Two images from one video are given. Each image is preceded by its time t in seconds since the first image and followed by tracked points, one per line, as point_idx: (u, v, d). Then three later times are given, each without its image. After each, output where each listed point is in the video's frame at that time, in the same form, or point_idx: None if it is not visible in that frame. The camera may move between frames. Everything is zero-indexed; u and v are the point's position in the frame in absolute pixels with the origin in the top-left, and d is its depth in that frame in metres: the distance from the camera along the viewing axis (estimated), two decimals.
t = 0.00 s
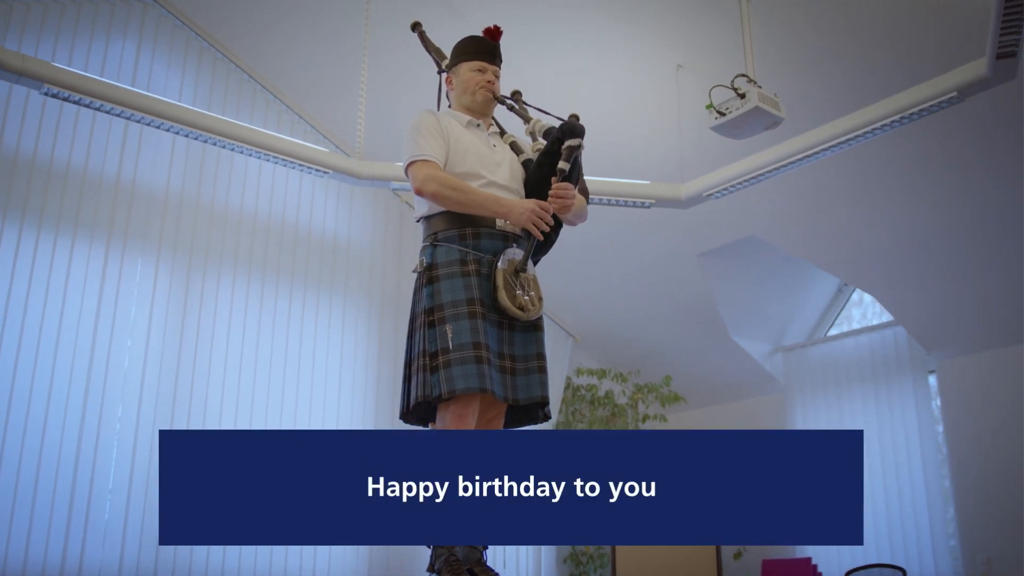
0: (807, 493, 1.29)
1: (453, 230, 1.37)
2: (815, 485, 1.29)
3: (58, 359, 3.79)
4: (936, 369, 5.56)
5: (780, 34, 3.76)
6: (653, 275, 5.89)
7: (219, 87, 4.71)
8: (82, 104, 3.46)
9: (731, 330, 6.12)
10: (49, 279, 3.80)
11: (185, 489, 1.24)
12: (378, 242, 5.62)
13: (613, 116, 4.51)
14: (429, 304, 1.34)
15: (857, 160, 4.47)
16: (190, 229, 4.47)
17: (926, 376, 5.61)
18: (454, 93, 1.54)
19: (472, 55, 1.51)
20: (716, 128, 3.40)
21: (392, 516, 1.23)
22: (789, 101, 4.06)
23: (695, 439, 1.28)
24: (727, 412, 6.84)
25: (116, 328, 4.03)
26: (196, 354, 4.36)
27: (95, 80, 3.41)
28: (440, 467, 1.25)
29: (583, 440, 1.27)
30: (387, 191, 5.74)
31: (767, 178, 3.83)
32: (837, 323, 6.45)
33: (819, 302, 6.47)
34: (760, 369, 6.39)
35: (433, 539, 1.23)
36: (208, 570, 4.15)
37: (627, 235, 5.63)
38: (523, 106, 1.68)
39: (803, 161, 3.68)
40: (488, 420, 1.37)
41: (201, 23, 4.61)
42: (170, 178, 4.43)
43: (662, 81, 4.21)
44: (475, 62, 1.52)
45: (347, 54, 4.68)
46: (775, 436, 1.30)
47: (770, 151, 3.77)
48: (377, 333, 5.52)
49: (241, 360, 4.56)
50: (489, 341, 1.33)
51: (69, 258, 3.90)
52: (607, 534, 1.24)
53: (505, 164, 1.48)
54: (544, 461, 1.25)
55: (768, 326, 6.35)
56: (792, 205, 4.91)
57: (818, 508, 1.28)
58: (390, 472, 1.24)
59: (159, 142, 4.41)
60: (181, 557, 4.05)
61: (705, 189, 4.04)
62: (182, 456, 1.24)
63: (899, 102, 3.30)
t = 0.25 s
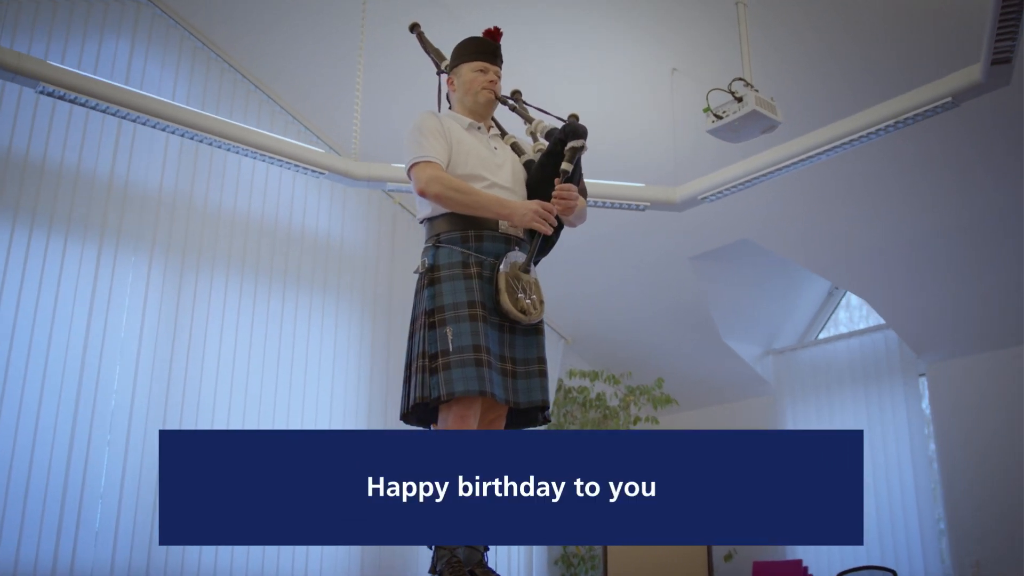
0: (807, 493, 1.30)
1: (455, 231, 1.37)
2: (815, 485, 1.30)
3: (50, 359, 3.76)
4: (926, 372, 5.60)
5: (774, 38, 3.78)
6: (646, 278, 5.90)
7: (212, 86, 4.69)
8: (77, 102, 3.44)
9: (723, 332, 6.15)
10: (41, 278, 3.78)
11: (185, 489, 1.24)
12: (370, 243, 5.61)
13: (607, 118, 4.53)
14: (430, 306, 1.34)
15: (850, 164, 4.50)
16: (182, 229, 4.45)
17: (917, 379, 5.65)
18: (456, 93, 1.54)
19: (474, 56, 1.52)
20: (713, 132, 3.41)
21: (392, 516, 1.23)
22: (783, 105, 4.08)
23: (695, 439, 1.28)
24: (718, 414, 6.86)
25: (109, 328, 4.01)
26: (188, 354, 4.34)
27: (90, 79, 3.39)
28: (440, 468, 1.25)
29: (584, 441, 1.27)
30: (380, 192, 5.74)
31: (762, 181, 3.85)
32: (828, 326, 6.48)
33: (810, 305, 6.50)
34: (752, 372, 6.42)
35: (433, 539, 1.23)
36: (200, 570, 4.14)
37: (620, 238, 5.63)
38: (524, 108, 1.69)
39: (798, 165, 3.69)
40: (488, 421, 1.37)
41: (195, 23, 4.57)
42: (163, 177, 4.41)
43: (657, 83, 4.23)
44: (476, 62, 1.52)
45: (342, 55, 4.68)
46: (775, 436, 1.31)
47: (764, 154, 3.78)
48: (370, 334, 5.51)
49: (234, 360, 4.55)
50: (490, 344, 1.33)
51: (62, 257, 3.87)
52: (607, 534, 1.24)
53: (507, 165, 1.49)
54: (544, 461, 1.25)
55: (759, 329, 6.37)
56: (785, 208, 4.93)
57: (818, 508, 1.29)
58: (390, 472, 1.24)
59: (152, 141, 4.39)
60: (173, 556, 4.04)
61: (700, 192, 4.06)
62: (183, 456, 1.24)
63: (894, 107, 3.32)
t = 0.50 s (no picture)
0: (808, 492, 1.29)
1: (455, 233, 1.36)
2: (815, 484, 1.29)
3: (39, 361, 3.71)
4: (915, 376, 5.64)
5: (766, 42, 3.80)
6: (636, 280, 5.90)
7: (202, 87, 4.65)
8: (68, 101, 3.40)
9: (713, 335, 6.16)
10: (31, 279, 3.73)
11: (184, 489, 1.22)
12: (361, 244, 5.59)
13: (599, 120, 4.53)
14: (429, 308, 1.33)
15: (841, 168, 4.51)
16: (172, 230, 4.41)
17: (906, 383, 5.69)
18: (454, 93, 1.53)
19: (472, 56, 1.51)
20: (709, 134, 3.41)
21: (392, 516, 1.22)
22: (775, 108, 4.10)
23: (695, 439, 1.27)
24: (707, 416, 6.88)
25: (98, 330, 3.96)
26: (178, 355, 4.31)
27: (81, 78, 3.35)
28: (440, 468, 1.24)
29: (584, 441, 1.26)
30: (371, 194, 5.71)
31: (755, 183, 3.85)
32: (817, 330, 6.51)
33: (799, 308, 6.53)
34: (741, 374, 6.43)
35: (432, 540, 1.21)
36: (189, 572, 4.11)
37: (612, 240, 5.63)
38: (521, 109, 1.68)
39: (791, 168, 3.70)
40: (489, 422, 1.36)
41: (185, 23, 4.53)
42: (153, 178, 4.37)
43: (649, 85, 4.24)
44: (475, 62, 1.51)
45: (334, 55, 4.66)
46: (776, 435, 1.30)
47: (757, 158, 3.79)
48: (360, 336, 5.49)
49: (224, 361, 4.52)
50: (489, 346, 1.32)
51: (51, 258, 3.82)
52: (607, 535, 1.23)
53: (506, 166, 1.48)
54: (544, 461, 1.24)
55: (749, 331, 6.39)
56: (776, 211, 4.94)
57: (818, 508, 1.28)
58: (390, 471, 1.23)
59: (142, 141, 4.34)
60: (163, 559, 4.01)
61: (692, 195, 4.06)
62: (182, 455, 1.23)
63: (888, 110, 3.33)
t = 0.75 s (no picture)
0: (807, 493, 1.29)
1: (456, 233, 1.35)
2: (815, 485, 1.29)
3: (29, 361, 3.68)
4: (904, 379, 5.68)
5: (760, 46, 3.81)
6: (628, 283, 5.91)
7: (193, 86, 4.63)
8: (61, 99, 3.37)
9: (703, 338, 6.18)
10: (22, 279, 3.70)
11: (184, 489, 1.22)
12: (352, 245, 5.58)
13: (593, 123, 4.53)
14: (428, 308, 1.33)
15: (833, 172, 4.53)
16: (164, 230, 4.38)
17: (895, 386, 5.73)
18: (453, 94, 1.53)
19: (471, 55, 1.51)
20: (704, 137, 3.41)
21: (391, 516, 1.21)
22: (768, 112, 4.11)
23: (695, 440, 1.27)
24: (697, 419, 6.89)
25: (89, 329, 3.93)
26: (169, 356, 4.28)
27: (74, 76, 3.33)
28: (440, 468, 1.24)
29: (584, 441, 1.26)
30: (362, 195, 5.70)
31: (748, 186, 3.86)
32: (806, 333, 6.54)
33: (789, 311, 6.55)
34: (731, 377, 6.45)
35: (432, 540, 1.21)
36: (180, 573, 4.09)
37: (604, 243, 5.63)
38: (519, 109, 1.67)
39: (784, 171, 3.71)
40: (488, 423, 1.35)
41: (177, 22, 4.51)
42: (144, 177, 4.34)
43: (643, 88, 4.25)
44: (474, 62, 1.51)
45: (327, 56, 4.65)
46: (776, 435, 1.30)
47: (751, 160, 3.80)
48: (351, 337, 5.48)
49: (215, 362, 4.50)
50: (488, 348, 1.32)
51: (42, 257, 3.79)
52: (607, 535, 1.23)
53: (506, 166, 1.47)
54: (544, 461, 1.24)
55: (739, 334, 6.41)
56: (768, 214, 4.96)
57: (818, 508, 1.28)
58: (390, 471, 1.22)
59: (133, 140, 4.31)
60: (153, 559, 3.99)
61: (686, 197, 4.07)
62: (182, 455, 1.22)
63: (883, 113, 3.35)
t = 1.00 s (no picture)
0: (807, 492, 1.29)
1: (456, 232, 1.35)
2: (815, 484, 1.30)
3: (22, 360, 3.65)
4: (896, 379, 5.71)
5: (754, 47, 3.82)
6: (621, 283, 5.91)
7: (187, 86, 4.59)
8: (55, 97, 3.35)
9: (696, 338, 6.19)
10: (15, 277, 3.67)
11: (184, 489, 1.21)
12: (345, 244, 5.57)
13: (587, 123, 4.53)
14: (429, 307, 1.33)
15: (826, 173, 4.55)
16: (157, 228, 4.36)
17: (888, 387, 5.76)
18: (451, 93, 1.52)
19: (470, 55, 1.50)
20: (701, 138, 3.42)
21: (391, 516, 1.21)
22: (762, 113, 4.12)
23: (695, 440, 1.27)
24: (689, 419, 6.90)
25: (82, 328, 3.91)
26: (162, 355, 4.26)
27: (69, 74, 3.31)
28: (440, 467, 1.23)
29: (584, 441, 1.26)
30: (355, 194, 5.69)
31: (743, 187, 3.87)
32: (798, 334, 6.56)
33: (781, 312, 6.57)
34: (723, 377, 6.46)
35: (432, 540, 1.21)
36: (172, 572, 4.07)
37: (597, 243, 5.63)
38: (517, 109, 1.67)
39: (779, 172, 3.72)
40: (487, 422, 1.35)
41: (171, 21, 4.47)
42: (138, 176, 4.31)
43: (637, 88, 4.25)
44: (473, 62, 1.51)
45: (321, 55, 4.64)
46: (775, 435, 1.30)
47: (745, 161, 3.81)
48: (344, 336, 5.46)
49: (208, 361, 4.48)
50: (489, 347, 1.32)
51: (36, 255, 3.76)
52: (607, 534, 1.23)
53: (505, 165, 1.47)
54: (544, 461, 1.24)
55: (731, 335, 6.42)
56: (761, 215, 4.97)
57: (818, 508, 1.29)
58: (390, 471, 1.22)
59: (127, 138, 4.29)
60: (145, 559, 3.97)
61: (681, 198, 4.08)
62: (182, 455, 1.22)
63: (878, 115, 3.37)
